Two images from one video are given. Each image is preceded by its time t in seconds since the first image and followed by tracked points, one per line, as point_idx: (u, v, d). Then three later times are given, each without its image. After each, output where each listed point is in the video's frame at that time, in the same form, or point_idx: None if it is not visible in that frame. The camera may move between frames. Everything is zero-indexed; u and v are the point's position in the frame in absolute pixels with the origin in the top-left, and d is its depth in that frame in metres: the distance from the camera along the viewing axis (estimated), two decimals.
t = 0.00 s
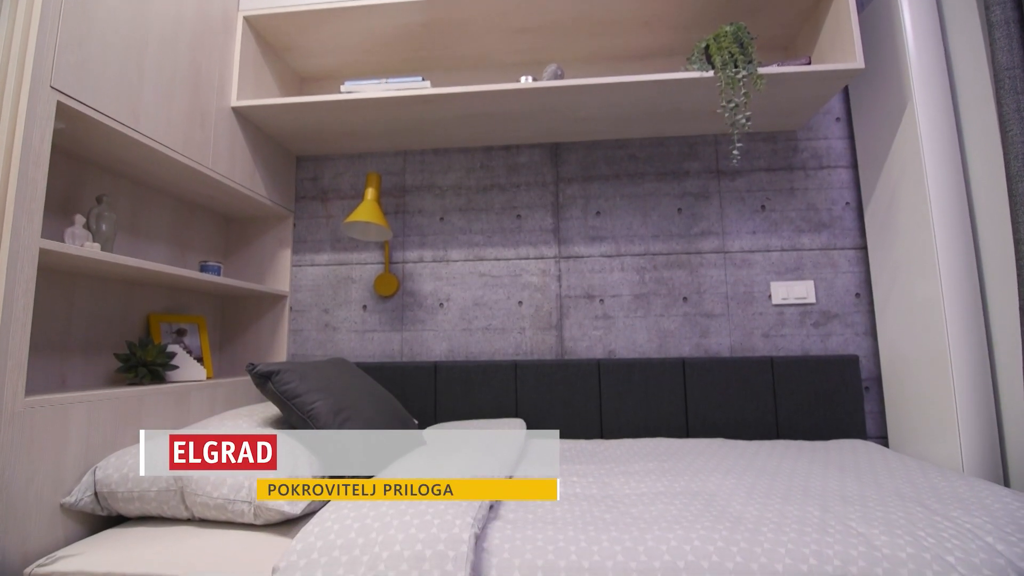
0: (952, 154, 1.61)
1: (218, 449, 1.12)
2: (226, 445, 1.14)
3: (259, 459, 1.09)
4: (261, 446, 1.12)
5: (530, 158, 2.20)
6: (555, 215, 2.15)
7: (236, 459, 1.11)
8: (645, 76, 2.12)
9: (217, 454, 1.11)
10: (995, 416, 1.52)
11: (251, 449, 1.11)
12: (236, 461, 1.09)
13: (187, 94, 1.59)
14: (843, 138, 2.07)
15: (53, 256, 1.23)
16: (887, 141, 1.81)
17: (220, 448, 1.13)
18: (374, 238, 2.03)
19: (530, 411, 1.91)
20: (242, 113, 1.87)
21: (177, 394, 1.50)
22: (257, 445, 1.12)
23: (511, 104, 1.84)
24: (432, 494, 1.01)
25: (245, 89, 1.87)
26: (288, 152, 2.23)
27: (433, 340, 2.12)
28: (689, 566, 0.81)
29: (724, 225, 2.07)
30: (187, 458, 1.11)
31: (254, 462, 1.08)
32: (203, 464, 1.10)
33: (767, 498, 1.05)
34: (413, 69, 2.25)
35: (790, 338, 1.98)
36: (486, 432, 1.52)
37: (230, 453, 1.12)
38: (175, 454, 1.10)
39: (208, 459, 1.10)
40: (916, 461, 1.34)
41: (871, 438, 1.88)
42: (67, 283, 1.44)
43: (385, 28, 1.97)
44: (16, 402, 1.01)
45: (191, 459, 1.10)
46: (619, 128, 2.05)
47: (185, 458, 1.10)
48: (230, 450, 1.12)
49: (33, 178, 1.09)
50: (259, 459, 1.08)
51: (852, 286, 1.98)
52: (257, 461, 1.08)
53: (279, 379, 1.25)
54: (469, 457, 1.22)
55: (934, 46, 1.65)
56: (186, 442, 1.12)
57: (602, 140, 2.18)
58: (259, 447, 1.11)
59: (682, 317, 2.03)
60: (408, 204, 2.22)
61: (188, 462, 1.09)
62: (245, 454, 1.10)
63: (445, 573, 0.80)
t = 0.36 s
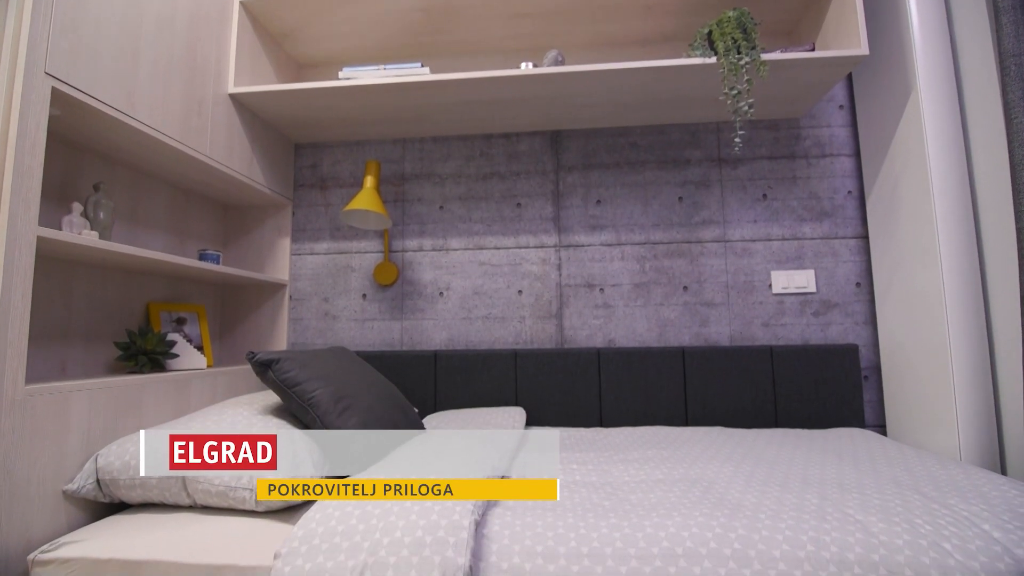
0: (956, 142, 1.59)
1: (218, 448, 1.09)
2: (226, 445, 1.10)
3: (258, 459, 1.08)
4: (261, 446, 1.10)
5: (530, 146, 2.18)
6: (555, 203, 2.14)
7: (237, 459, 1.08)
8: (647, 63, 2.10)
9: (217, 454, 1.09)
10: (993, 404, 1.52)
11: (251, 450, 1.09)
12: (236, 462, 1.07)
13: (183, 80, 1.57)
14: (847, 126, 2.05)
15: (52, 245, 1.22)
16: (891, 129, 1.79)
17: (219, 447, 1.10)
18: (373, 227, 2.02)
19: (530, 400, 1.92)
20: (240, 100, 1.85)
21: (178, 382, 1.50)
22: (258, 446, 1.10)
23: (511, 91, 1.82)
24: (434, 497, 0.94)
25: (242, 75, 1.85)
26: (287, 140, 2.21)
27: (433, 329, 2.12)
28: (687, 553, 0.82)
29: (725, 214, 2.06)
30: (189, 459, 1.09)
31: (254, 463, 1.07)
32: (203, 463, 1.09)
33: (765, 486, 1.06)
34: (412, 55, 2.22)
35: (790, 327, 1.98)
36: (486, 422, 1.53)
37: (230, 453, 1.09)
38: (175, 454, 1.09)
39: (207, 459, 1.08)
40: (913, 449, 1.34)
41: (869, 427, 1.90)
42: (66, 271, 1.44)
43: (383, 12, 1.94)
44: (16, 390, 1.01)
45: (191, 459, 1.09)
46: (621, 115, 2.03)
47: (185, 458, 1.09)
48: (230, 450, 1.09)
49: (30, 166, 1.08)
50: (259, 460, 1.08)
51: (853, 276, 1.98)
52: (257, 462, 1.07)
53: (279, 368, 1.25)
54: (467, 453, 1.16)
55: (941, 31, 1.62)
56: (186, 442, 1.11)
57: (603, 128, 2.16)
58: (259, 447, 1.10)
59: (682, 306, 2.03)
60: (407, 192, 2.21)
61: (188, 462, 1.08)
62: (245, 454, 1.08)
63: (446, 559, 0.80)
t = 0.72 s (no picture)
0: (961, 131, 1.57)
1: (218, 448, 1.07)
2: (226, 445, 1.08)
3: (259, 459, 1.06)
4: (262, 447, 1.08)
5: (530, 133, 2.16)
6: (555, 192, 2.12)
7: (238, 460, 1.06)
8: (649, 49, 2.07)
9: (217, 454, 1.07)
10: (992, 393, 1.53)
11: (251, 450, 1.06)
12: (236, 463, 1.06)
13: (179, 66, 1.55)
14: (850, 114, 2.03)
15: (49, 233, 1.21)
16: (895, 116, 1.77)
17: (219, 447, 1.07)
18: (372, 215, 2.01)
19: (530, 388, 1.93)
20: (237, 87, 1.82)
21: (178, 371, 1.50)
22: (258, 446, 1.08)
23: (511, 78, 1.79)
24: (434, 496, 0.91)
25: (238, 61, 1.82)
26: (285, 127, 2.19)
27: (433, 318, 2.12)
28: (686, 539, 0.82)
29: (727, 202, 2.05)
30: (188, 459, 1.07)
31: (254, 463, 1.06)
32: (203, 463, 1.07)
33: (764, 474, 1.06)
34: (410, 40, 2.18)
35: (790, 316, 1.98)
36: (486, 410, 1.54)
37: (230, 453, 1.07)
38: (175, 454, 1.08)
39: (208, 459, 1.07)
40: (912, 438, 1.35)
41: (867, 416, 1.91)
42: (65, 260, 1.43)
43: None
44: (16, 379, 1.01)
45: (191, 459, 1.07)
46: (622, 102, 2.01)
47: (185, 458, 1.08)
48: (230, 450, 1.07)
49: (25, 153, 1.06)
50: (259, 460, 1.06)
51: (854, 265, 1.97)
52: (257, 463, 1.06)
53: (279, 356, 1.25)
54: (466, 445, 1.14)
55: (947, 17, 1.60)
56: (186, 442, 1.09)
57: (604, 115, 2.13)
58: (259, 447, 1.08)
59: (682, 296, 2.03)
60: (406, 180, 2.19)
61: (188, 462, 1.07)
62: (245, 455, 1.06)
63: (446, 545, 0.81)
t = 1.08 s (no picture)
0: (964, 118, 1.56)
1: (218, 449, 1.07)
2: (225, 445, 1.08)
3: (258, 459, 1.06)
4: (262, 447, 1.07)
5: (531, 120, 2.13)
6: (556, 179, 2.11)
7: (238, 459, 1.06)
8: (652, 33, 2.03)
9: (217, 454, 1.07)
10: (991, 382, 1.53)
11: (250, 450, 1.06)
12: (236, 462, 1.06)
13: (175, 50, 1.53)
14: (853, 101, 2.01)
15: (46, 220, 1.20)
16: (899, 103, 1.75)
17: (219, 448, 1.07)
18: (371, 202, 1.99)
19: (530, 376, 1.93)
20: (233, 72, 1.80)
21: (178, 359, 1.50)
22: (258, 446, 1.07)
23: (511, 63, 1.77)
24: (435, 496, 0.88)
25: (235, 45, 1.79)
26: (282, 114, 2.16)
27: (433, 306, 2.12)
28: (685, 525, 0.83)
29: (728, 190, 2.03)
30: (188, 459, 1.08)
31: (254, 463, 1.05)
32: (204, 463, 1.08)
33: (762, 461, 1.07)
34: (409, 25, 2.15)
35: (790, 305, 1.98)
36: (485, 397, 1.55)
37: (230, 453, 1.06)
38: (175, 454, 1.08)
39: (208, 459, 1.07)
40: (910, 426, 1.36)
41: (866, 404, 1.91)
42: (63, 247, 1.43)
43: None
44: (16, 366, 1.01)
45: (191, 459, 1.08)
46: (624, 88, 1.98)
47: (185, 458, 1.08)
48: (230, 450, 1.07)
49: (21, 139, 1.05)
50: (259, 460, 1.05)
51: (855, 254, 1.96)
52: (257, 463, 1.05)
53: (279, 343, 1.25)
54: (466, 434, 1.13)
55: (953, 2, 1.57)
56: (186, 442, 1.09)
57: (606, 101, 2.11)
58: (259, 447, 1.07)
59: (683, 284, 2.02)
60: (405, 167, 2.17)
61: (188, 462, 1.08)
62: (245, 454, 1.06)
63: (446, 530, 0.82)
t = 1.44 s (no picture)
0: (968, 107, 1.55)
1: (218, 449, 1.07)
2: (225, 445, 1.07)
3: (259, 459, 1.06)
4: (261, 447, 1.06)
5: (531, 108, 2.11)
6: (556, 168, 2.09)
7: (238, 458, 1.06)
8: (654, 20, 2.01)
9: (217, 454, 1.07)
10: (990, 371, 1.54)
11: (251, 450, 1.06)
12: (236, 462, 1.06)
13: (171, 37, 1.50)
14: (856, 89, 1.99)
15: (44, 208, 1.19)
16: (903, 91, 1.73)
17: (219, 447, 1.07)
18: (370, 191, 1.98)
19: (530, 365, 1.94)
20: (230, 59, 1.78)
21: (179, 348, 1.50)
22: (257, 446, 1.06)
23: (512, 50, 1.75)
24: (435, 491, 0.86)
25: (232, 31, 1.77)
26: (280, 102, 2.14)
27: (433, 296, 2.11)
28: (683, 513, 0.84)
29: (729, 179, 2.02)
30: (189, 459, 1.07)
31: (255, 462, 1.05)
32: (204, 463, 1.07)
33: (761, 450, 1.08)
34: (408, 11, 2.12)
35: (790, 295, 1.97)
36: (485, 386, 1.55)
37: (230, 453, 1.06)
38: (175, 454, 1.08)
39: (208, 459, 1.07)
40: (908, 416, 1.36)
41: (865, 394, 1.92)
42: (61, 236, 1.42)
43: None
44: (16, 355, 1.01)
45: (191, 459, 1.08)
46: (625, 75, 1.96)
47: (185, 458, 1.08)
48: (230, 450, 1.06)
49: (17, 127, 1.04)
50: (259, 460, 1.05)
51: (856, 244, 1.96)
52: (257, 463, 1.05)
53: (279, 333, 1.25)
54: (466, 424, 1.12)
55: None
56: (185, 442, 1.08)
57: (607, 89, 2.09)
58: (259, 447, 1.06)
59: (683, 274, 2.02)
60: (405, 156, 2.15)
61: (189, 462, 1.08)
62: (245, 454, 1.06)
63: (446, 518, 0.82)
